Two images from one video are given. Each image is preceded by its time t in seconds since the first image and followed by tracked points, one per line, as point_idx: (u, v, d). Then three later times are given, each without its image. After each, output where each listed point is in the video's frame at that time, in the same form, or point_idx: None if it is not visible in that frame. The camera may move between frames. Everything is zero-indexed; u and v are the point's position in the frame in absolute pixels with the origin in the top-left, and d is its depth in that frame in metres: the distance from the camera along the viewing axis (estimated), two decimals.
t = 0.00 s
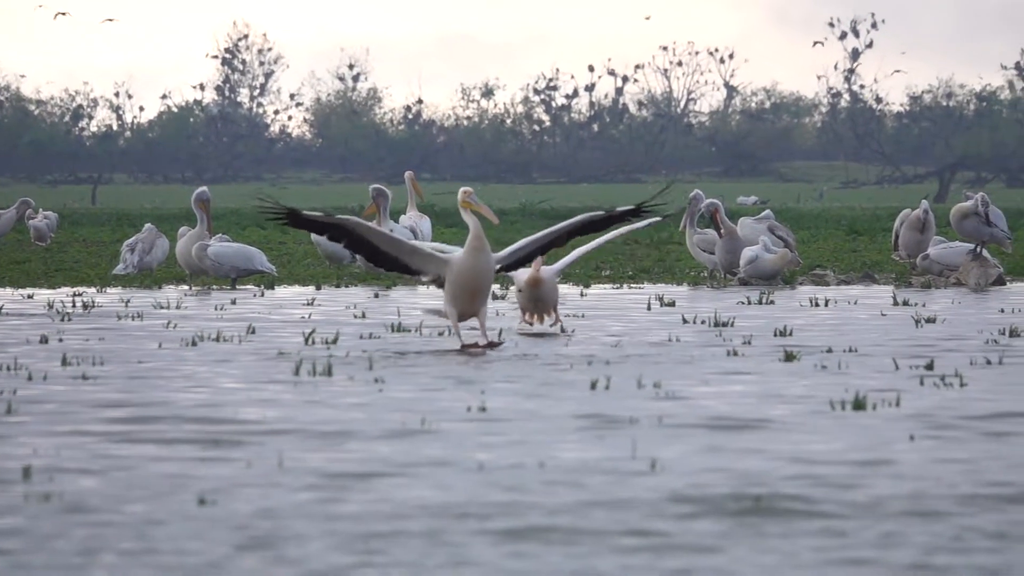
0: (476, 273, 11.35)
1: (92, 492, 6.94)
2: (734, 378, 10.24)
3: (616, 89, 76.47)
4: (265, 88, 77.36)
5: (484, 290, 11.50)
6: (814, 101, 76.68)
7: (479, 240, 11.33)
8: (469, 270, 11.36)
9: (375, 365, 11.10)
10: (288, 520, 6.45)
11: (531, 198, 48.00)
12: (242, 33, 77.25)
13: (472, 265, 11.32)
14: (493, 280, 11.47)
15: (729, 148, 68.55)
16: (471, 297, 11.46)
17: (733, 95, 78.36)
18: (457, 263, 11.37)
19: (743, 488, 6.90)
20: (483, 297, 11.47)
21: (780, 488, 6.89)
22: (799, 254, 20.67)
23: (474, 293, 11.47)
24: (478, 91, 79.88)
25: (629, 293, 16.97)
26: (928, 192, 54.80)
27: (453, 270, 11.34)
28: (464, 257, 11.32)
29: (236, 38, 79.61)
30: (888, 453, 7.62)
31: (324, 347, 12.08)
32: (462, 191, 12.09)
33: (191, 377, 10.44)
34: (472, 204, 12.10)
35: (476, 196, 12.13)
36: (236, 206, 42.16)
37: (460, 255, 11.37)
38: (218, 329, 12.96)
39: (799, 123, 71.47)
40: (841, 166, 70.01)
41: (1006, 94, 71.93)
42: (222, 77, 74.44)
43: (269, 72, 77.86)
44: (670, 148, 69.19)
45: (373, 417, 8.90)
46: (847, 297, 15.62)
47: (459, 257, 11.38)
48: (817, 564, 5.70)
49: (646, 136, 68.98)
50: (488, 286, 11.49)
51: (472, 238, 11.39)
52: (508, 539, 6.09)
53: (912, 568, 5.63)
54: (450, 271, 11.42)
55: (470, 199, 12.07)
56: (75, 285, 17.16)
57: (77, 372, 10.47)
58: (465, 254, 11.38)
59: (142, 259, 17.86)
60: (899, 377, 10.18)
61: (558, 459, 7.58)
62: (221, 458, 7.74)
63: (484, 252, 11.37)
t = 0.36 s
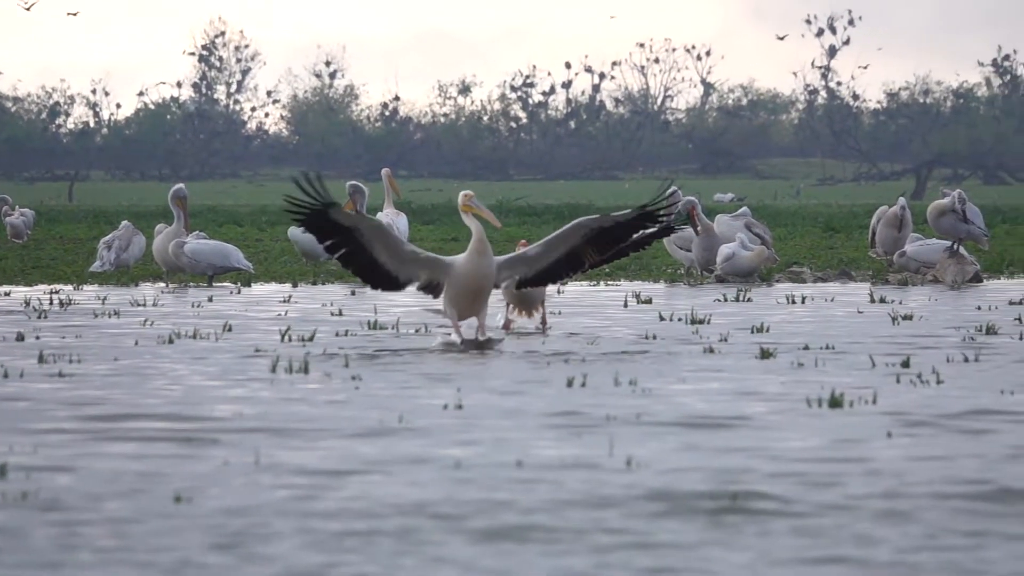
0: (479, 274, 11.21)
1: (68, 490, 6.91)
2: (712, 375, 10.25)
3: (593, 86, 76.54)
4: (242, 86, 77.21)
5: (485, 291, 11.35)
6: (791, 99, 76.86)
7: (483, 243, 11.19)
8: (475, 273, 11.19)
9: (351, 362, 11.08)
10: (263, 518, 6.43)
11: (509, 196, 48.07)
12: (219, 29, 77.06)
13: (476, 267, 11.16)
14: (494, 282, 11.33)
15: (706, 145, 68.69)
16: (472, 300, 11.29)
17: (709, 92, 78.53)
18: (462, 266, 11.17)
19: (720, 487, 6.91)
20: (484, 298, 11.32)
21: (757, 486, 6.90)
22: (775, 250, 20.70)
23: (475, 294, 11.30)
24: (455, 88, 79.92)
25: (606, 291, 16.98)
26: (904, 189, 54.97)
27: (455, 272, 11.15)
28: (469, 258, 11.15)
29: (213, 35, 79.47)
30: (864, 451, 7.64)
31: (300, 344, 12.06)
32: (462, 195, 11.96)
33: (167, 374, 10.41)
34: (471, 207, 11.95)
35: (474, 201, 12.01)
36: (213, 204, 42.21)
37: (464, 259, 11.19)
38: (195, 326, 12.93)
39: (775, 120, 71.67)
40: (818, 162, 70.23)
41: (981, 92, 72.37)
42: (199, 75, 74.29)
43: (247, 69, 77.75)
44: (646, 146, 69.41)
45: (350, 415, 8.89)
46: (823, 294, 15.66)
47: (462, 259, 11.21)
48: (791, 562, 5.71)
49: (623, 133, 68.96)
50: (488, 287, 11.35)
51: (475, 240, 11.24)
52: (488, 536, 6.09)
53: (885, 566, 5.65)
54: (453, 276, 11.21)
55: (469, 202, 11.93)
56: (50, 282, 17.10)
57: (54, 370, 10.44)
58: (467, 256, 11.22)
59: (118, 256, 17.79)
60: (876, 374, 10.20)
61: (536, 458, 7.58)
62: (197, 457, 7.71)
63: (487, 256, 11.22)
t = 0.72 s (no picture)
0: (481, 286, 11.11)
1: (40, 497, 6.87)
2: (687, 381, 10.25)
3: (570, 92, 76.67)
4: (218, 91, 77.12)
5: (484, 301, 11.26)
6: (767, 106, 77.10)
7: (484, 255, 11.10)
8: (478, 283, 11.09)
9: (328, 368, 11.05)
10: (237, 525, 6.40)
11: (487, 202, 48.03)
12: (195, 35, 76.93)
13: (477, 278, 11.05)
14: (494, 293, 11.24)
15: (682, 151, 68.82)
16: (472, 310, 11.19)
17: (685, 98, 78.75)
18: (464, 275, 11.05)
19: (694, 493, 6.90)
20: (484, 309, 11.22)
21: (732, 492, 6.89)
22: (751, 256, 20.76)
23: (475, 304, 11.20)
24: (432, 94, 80.04)
25: (583, 296, 17.00)
26: (881, 194, 55.17)
27: (458, 282, 11.01)
28: (470, 270, 11.04)
29: (189, 42, 79.34)
30: (837, 457, 7.64)
31: (277, 350, 12.02)
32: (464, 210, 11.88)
33: (142, 381, 10.36)
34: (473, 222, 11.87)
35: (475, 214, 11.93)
36: (189, 209, 42.14)
37: (467, 269, 11.07)
38: (171, 332, 12.88)
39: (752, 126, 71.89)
40: (794, 167, 70.46)
41: (956, 99, 72.83)
42: (175, 80, 74.15)
43: (224, 75, 77.71)
44: (623, 153, 69.71)
45: (324, 420, 8.86)
46: (800, 300, 15.70)
47: (464, 270, 11.09)
48: (764, 569, 5.71)
49: (598, 138, 68.99)
50: (487, 299, 11.27)
51: (476, 253, 11.15)
52: (461, 542, 6.07)
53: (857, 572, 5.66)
54: (455, 286, 11.08)
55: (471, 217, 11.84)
56: (26, 288, 17.02)
57: (28, 376, 10.38)
58: (469, 266, 11.11)
59: (94, 262, 17.71)
60: (851, 380, 10.21)
61: (511, 464, 7.56)
62: (170, 462, 7.68)
63: (489, 267, 11.13)
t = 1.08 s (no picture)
0: (478, 301, 11.18)
1: (18, 504, 6.84)
2: (665, 386, 10.26)
3: (547, 97, 76.54)
4: (196, 97, 76.79)
5: (483, 312, 11.33)
6: (744, 113, 77.21)
7: (487, 272, 11.13)
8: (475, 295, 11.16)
9: (306, 374, 11.03)
10: (215, 529, 6.39)
11: (464, 207, 47.91)
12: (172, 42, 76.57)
13: (475, 293, 11.09)
14: (493, 307, 11.28)
15: (661, 158, 68.76)
16: (471, 321, 11.29)
17: (663, 104, 78.79)
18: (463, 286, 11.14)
19: (671, 499, 6.91)
20: (481, 322, 11.29)
21: (710, 498, 6.90)
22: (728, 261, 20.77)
23: (474, 314, 11.30)
24: (410, 99, 79.88)
25: (561, 303, 16.99)
26: (858, 201, 55.13)
27: (456, 295, 11.09)
28: (472, 285, 11.09)
29: (166, 48, 79.00)
30: (813, 462, 7.66)
31: (254, 356, 12.00)
32: (468, 224, 11.83)
33: (117, 387, 10.32)
34: (475, 238, 11.86)
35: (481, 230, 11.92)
36: (166, 215, 41.99)
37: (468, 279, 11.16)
38: (148, 338, 12.85)
39: (728, 131, 71.87)
40: (773, 174, 70.45)
41: (933, 105, 73.02)
42: (153, 87, 73.79)
43: (200, 81, 77.34)
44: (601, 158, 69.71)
45: (301, 426, 8.84)
46: (778, 306, 15.71)
47: (464, 281, 11.17)
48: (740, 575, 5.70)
49: (576, 144, 68.86)
50: (487, 311, 11.34)
51: (482, 267, 11.21)
52: (439, 549, 6.07)
53: None
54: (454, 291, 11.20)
55: (474, 231, 11.84)
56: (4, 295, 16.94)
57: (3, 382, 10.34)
58: (471, 279, 11.18)
59: (72, 268, 17.66)
60: (828, 386, 10.23)
61: (489, 470, 7.56)
62: (145, 468, 7.65)
63: (490, 283, 11.17)
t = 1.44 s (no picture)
0: (479, 323, 11.21)
1: None
2: (642, 401, 10.26)
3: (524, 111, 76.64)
4: (174, 112, 76.69)
5: (483, 334, 11.37)
6: (722, 127, 77.41)
7: (486, 294, 11.16)
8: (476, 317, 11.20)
9: (284, 389, 11.01)
10: (191, 546, 6.36)
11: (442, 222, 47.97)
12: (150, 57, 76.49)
13: (474, 315, 11.13)
14: (493, 330, 11.33)
15: (639, 172, 68.87)
16: (470, 341, 11.34)
17: (641, 118, 78.96)
18: (461, 307, 11.17)
19: (649, 514, 6.91)
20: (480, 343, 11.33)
21: (688, 513, 6.90)
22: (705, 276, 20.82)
23: (472, 336, 11.34)
24: (386, 115, 79.78)
25: (539, 317, 17.00)
26: (835, 215, 55.22)
27: (454, 315, 11.15)
28: (472, 306, 11.12)
29: (143, 62, 78.92)
30: (789, 477, 7.68)
31: (232, 371, 11.98)
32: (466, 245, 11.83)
33: (94, 402, 10.28)
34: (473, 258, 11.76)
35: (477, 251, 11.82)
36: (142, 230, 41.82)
37: (466, 301, 11.20)
38: (126, 354, 12.81)
39: (706, 146, 72.03)
40: (750, 187, 70.63)
41: (909, 119, 73.36)
42: (130, 101, 73.66)
43: (177, 96, 77.05)
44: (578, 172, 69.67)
45: (279, 442, 8.81)
46: (755, 320, 15.74)
47: (464, 303, 11.21)
48: None
49: (554, 158, 68.94)
50: (487, 332, 11.38)
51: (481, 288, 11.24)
52: (416, 565, 6.05)
53: None
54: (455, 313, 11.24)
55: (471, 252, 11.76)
56: None
57: None
58: (472, 300, 11.21)
59: (49, 284, 17.60)
60: (804, 401, 10.25)
61: (466, 486, 7.55)
62: (122, 484, 7.62)
63: (491, 304, 11.21)
